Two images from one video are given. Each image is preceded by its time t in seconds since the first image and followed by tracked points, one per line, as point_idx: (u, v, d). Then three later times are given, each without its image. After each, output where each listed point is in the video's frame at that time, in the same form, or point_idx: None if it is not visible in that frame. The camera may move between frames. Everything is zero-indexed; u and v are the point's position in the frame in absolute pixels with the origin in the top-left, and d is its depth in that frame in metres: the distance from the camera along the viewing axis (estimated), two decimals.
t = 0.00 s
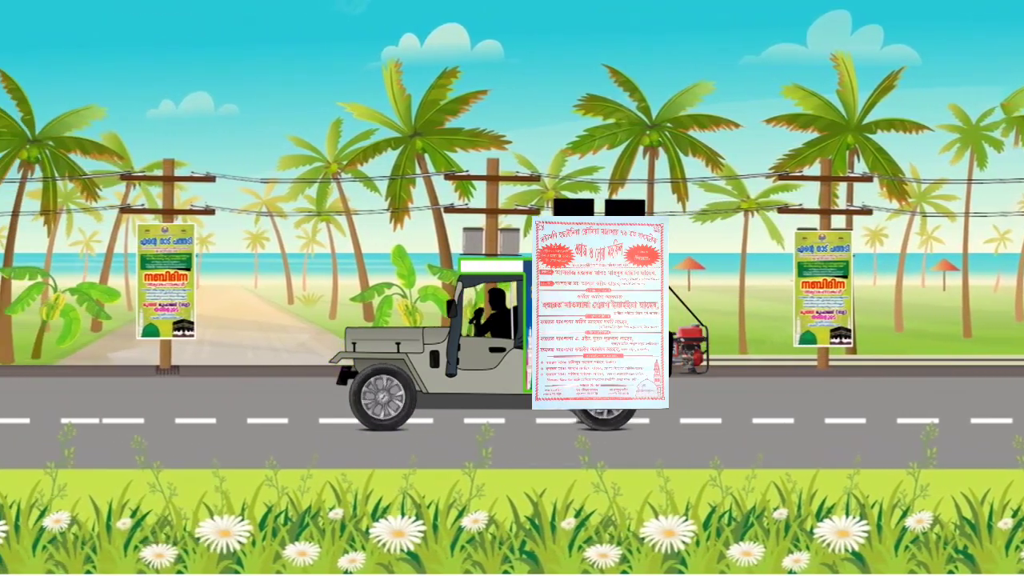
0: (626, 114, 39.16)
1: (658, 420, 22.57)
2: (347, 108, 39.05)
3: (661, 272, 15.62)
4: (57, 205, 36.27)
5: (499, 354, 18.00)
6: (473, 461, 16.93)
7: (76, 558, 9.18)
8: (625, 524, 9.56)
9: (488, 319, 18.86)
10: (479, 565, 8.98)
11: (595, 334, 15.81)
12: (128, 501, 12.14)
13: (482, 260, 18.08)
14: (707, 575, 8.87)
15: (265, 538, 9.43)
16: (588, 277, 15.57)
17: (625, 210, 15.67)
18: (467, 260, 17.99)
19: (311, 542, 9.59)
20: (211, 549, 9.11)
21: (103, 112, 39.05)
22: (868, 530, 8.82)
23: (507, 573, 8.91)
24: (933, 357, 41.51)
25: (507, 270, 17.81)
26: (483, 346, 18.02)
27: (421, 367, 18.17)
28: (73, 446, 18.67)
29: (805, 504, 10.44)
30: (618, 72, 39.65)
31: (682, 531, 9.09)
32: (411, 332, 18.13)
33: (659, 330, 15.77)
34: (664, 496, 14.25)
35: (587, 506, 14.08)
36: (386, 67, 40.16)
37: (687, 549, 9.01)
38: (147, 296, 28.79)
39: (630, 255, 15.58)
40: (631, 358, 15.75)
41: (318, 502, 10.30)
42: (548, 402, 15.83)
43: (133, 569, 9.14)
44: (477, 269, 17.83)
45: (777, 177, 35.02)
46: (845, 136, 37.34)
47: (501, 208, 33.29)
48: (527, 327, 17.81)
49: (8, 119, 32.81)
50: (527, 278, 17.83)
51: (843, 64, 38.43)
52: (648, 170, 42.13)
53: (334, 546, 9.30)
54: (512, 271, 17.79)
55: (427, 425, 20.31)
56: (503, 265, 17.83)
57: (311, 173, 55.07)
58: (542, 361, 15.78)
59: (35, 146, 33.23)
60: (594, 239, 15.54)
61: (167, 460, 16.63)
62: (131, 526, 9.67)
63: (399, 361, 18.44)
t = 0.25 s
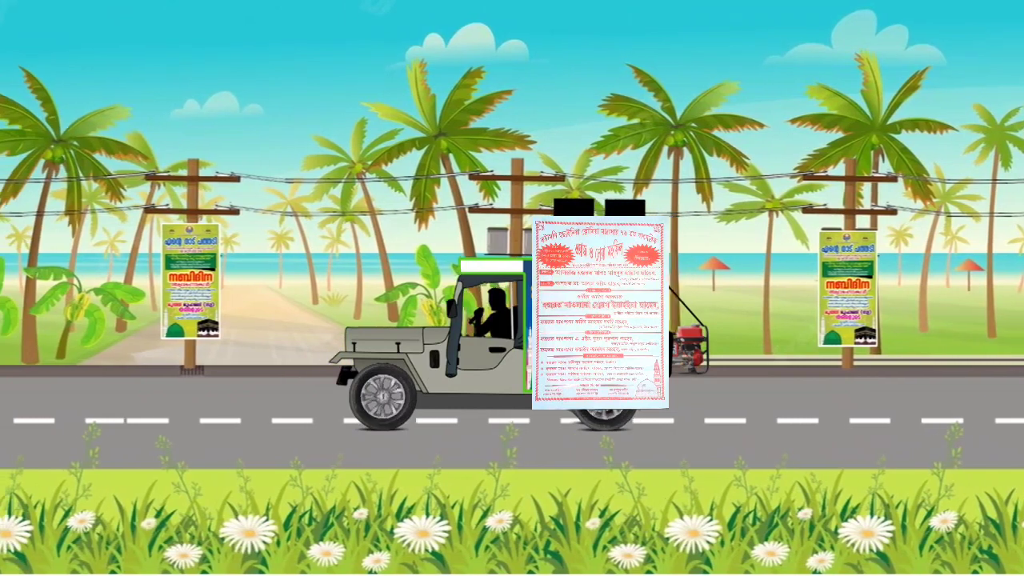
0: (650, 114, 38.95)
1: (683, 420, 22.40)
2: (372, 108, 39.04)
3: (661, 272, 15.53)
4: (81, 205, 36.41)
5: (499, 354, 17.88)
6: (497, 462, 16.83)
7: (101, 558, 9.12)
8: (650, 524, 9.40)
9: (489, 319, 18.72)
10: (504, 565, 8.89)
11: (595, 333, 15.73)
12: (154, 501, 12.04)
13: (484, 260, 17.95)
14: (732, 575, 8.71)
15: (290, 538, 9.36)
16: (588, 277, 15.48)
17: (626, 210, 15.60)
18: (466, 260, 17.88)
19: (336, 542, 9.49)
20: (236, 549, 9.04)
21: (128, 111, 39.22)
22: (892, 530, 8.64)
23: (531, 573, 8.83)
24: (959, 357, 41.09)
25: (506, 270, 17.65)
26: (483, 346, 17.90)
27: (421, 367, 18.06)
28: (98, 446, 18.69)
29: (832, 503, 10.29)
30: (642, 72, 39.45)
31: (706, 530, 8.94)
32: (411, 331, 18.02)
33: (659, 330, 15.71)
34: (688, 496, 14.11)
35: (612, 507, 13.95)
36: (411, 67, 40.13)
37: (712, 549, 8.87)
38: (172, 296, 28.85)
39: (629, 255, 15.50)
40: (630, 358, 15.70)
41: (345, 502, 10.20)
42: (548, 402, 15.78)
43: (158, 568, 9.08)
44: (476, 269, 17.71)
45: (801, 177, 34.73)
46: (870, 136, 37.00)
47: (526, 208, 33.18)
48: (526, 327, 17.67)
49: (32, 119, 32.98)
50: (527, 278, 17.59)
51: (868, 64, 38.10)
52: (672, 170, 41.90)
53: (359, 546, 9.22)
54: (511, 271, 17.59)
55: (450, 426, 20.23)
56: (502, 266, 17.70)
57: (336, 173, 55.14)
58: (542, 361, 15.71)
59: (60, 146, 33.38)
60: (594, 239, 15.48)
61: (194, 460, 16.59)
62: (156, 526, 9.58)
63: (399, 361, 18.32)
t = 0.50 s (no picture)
0: (679, 114, 38.44)
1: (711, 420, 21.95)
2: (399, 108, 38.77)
3: (661, 272, 15.21)
4: (110, 205, 36.33)
5: (499, 354, 17.55)
6: (525, 462, 16.49)
7: (129, 558, 8.83)
8: (679, 524, 9.09)
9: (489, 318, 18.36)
10: (532, 565, 8.62)
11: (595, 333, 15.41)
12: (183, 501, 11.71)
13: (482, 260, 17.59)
14: None
15: (319, 538, 9.04)
16: (588, 277, 15.16)
17: (626, 209, 15.30)
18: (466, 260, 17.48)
19: (365, 542, 9.19)
20: (264, 549, 8.76)
21: (157, 111, 39.15)
22: (921, 530, 8.69)
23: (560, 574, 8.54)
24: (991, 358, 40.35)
25: (506, 270, 17.26)
26: (483, 346, 17.56)
27: (421, 367, 17.66)
28: (125, 446, 18.46)
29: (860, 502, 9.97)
30: (671, 71, 38.96)
31: (736, 531, 8.64)
32: (411, 331, 17.63)
33: (660, 330, 15.37)
34: (718, 497, 13.71)
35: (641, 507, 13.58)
36: (440, 66, 39.83)
37: (741, 549, 8.59)
38: (201, 296, 28.66)
39: (630, 255, 15.18)
40: (631, 358, 15.35)
41: (375, 502, 9.87)
42: (548, 402, 15.44)
43: (186, 568, 8.79)
44: (477, 269, 17.31)
45: (829, 177, 34.16)
46: (899, 136, 36.31)
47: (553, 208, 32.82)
48: (527, 327, 17.35)
49: (61, 118, 32.92)
50: (527, 277, 17.19)
51: (896, 64, 37.45)
52: (701, 170, 41.35)
53: (388, 545, 8.92)
54: (511, 272, 17.16)
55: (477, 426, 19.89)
56: (503, 265, 17.23)
57: (364, 173, 54.95)
58: (542, 361, 15.39)
59: (88, 146, 33.30)
60: (594, 239, 15.16)
61: (222, 459, 16.31)
62: (184, 526, 9.19)
63: (399, 361, 17.93)
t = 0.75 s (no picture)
0: (704, 114, 38.02)
1: (737, 420, 21.58)
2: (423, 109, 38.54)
3: (661, 272, 14.87)
4: (134, 205, 36.31)
5: (499, 354, 17.25)
6: (550, 462, 16.21)
7: (153, 558, 8.66)
8: (704, 524, 8.83)
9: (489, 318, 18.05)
10: (557, 566, 8.34)
11: (596, 333, 15.05)
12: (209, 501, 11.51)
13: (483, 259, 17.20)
14: None
15: (344, 538, 8.86)
16: (587, 277, 14.81)
17: (625, 209, 14.91)
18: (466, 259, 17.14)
19: (390, 542, 8.96)
20: (288, 549, 8.57)
21: (181, 112, 39.11)
22: (945, 530, 8.59)
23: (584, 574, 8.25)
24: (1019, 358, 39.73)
25: (506, 269, 16.93)
26: (483, 346, 17.26)
27: (421, 367, 17.38)
28: (149, 446, 18.30)
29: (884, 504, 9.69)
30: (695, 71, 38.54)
31: (760, 531, 8.42)
32: (410, 331, 17.34)
33: (659, 330, 15.03)
34: (743, 497, 13.37)
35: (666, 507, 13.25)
36: (465, 66, 39.59)
37: (765, 549, 8.34)
38: (225, 296, 28.52)
39: (629, 255, 14.82)
40: (631, 358, 15.00)
41: (399, 502, 9.66)
42: (548, 402, 15.05)
43: (210, 568, 8.62)
44: (477, 269, 16.97)
45: (853, 178, 33.67)
46: (923, 136, 35.75)
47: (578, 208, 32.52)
48: (527, 327, 17.06)
49: (86, 119, 32.89)
50: (527, 277, 16.87)
51: (920, 64, 36.88)
52: (726, 170, 40.93)
53: (412, 545, 8.74)
54: (511, 272, 16.81)
55: (501, 426, 19.61)
56: (503, 265, 16.88)
57: (389, 173, 54.81)
58: (542, 361, 15.02)
59: (112, 146, 33.26)
60: (594, 239, 14.76)
61: (247, 459, 16.11)
62: (208, 527, 9.05)
63: (400, 361, 17.64)
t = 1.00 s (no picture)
0: (729, 114, 37.65)
1: (761, 420, 21.25)
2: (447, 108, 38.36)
3: (661, 272, 14.66)
4: (159, 205, 36.31)
5: (499, 354, 16.98)
6: (575, 462, 15.97)
7: (178, 558, 8.55)
8: (728, 524, 8.74)
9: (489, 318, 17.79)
10: (582, 565, 8.25)
11: (595, 333, 14.85)
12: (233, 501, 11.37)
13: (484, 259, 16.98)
14: None
15: (368, 538, 8.77)
16: (587, 277, 14.62)
17: (624, 210, 14.74)
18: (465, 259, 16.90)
19: (414, 542, 8.85)
20: (314, 550, 8.48)
21: (206, 111, 39.09)
22: (970, 530, 8.50)
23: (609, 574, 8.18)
24: None
25: (507, 270, 16.71)
26: (483, 346, 17.00)
27: (421, 367, 17.12)
28: (172, 446, 18.18)
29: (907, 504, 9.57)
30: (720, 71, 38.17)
31: (785, 531, 8.33)
32: (410, 331, 17.10)
33: (659, 330, 14.82)
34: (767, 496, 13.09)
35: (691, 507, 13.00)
36: (490, 66, 39.38)
37: (790, 549, 8.26)
38: (250, 296, 28.43)
39: (629, 255, 14.62)
40: (631, 358, 14.79)
41: (423, 502, 9.54)
42: (548, 402, 14.86)
43: (236, 569, 8.50)
44: (476, 268, 16.74)
45: (878, 178, 33.21)
46: (948, 136, 35.25)
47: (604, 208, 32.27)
48: (527, 327, 16.78)
49: (110, 118, 32.90)
50: (528, 277, 16.63)
51: (945, 64, 36.37)
52: (750, 170, 40.51)
53: (436, 546, 8.66)
54: (511, 271, 16.62)
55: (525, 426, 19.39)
56: (503, 265, 16.72)
57: (414, 173, 54.70)
58: (542, 361, 14.83)
59: (137, 146, 33.26)
60: (594, 239, 14.59)
61: (271, 458, 15.91)
62: (233, 526, 8.94)
63: (400, 361, 17.39)
